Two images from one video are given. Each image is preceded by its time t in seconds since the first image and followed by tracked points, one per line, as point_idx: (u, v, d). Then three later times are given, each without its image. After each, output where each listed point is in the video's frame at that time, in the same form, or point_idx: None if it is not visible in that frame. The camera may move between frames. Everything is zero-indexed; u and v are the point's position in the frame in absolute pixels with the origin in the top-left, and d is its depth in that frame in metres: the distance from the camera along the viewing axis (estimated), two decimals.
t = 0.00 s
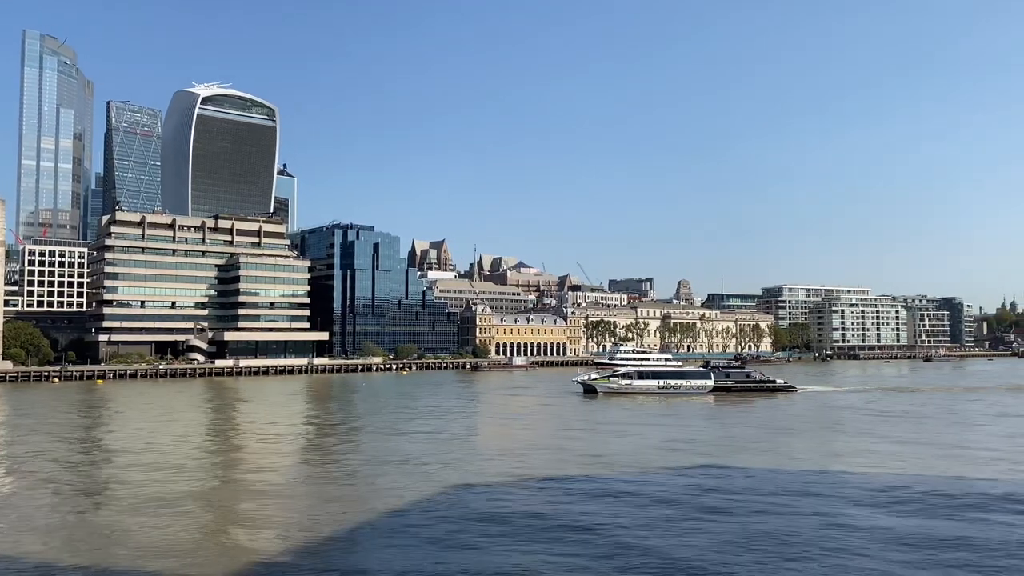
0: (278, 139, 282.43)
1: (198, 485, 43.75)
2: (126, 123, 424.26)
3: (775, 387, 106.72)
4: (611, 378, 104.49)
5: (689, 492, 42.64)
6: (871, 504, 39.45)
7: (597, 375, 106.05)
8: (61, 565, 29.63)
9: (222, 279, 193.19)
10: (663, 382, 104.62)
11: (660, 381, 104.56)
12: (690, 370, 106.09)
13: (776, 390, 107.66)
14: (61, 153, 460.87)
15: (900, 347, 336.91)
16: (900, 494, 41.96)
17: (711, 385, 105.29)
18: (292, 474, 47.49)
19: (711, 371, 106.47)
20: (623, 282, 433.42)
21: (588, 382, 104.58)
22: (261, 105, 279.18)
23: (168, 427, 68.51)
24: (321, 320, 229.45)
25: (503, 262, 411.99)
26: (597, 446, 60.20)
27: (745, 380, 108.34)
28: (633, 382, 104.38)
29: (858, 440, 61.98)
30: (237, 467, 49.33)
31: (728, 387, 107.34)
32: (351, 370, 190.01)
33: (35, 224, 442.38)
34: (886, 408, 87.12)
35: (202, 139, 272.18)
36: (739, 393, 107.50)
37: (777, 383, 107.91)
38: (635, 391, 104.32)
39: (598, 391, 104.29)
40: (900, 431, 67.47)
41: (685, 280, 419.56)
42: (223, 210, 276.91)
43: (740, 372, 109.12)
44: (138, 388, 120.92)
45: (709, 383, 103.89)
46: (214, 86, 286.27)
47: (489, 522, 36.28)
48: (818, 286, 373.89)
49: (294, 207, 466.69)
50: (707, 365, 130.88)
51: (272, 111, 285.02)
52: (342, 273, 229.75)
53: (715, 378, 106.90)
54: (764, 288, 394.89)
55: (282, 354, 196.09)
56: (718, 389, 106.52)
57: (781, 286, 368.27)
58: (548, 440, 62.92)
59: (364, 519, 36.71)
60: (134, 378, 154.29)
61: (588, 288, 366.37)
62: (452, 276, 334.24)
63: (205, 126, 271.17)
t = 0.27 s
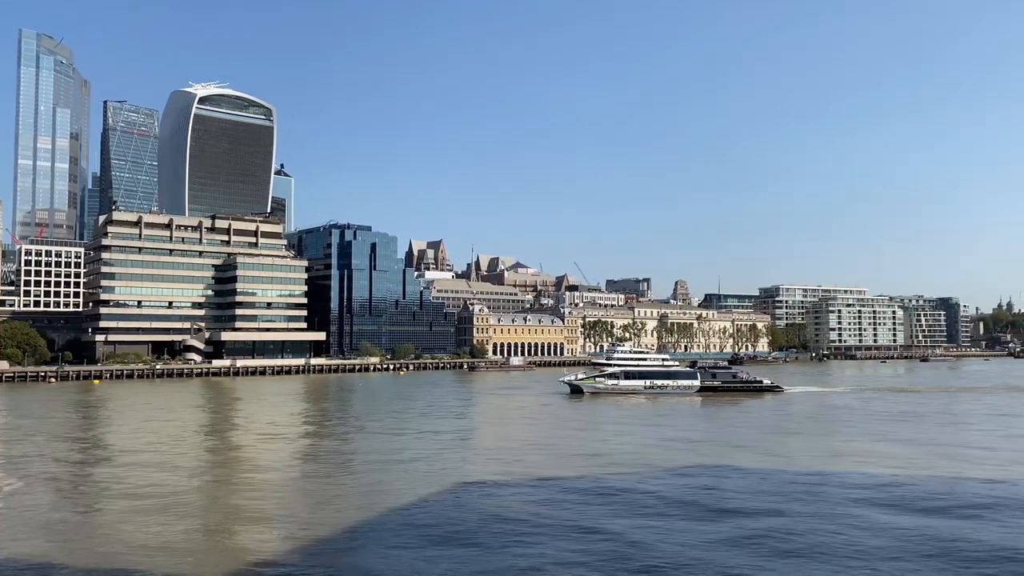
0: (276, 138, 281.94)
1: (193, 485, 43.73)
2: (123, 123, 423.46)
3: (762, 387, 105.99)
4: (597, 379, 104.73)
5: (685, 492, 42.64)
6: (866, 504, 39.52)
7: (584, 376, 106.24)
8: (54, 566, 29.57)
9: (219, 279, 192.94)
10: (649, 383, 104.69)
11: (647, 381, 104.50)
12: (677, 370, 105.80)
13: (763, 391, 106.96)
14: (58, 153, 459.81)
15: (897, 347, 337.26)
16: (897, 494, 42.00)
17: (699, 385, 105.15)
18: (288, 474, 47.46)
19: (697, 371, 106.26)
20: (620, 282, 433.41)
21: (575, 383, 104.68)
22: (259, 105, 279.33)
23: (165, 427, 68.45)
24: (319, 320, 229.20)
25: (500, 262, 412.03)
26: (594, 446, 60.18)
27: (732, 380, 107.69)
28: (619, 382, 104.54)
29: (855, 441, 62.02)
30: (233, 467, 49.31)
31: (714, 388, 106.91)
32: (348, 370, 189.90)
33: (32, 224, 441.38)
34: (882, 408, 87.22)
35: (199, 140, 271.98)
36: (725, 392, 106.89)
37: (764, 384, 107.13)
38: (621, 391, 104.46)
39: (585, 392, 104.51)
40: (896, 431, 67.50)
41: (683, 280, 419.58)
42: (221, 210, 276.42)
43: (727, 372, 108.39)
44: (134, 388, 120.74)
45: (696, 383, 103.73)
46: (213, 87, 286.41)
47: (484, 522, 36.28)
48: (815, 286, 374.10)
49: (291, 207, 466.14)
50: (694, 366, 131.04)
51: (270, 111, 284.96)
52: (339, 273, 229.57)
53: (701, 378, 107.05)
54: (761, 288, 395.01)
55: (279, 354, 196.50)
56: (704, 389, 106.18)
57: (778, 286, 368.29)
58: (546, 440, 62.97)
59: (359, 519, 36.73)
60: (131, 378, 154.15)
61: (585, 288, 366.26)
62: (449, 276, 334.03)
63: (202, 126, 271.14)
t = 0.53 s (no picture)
0: (273, 138, 282.52)
1: (192, 485, 43.74)
2: (120, 123, 422.70)
3: (752, 387, 106.51)
4: (587, 379, 104.61)
5: (686, 492, 42.65)
6: (867, 504, 39.49)
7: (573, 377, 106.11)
8: (50, 566, 29.49)
9: (218, 278, 192.81)
10: (639, 383, 104.83)
11: (636, 380, 104.34)
12: (666, 370, 105.87)
13: (753, 391, 107.48)
14: (56, 153, 459.43)
15: (895, 347, 337.83)
16: (895, 494, 42.02)
17: (688, 385, 104.88)
18: (286, 474, 47.43)
19: (687, 372, 106.02)
20: (618, 282, 433.69)
21: (565, 382, 104.39)
22: (257, 105, 279.55)
23: (163, 428, 68.45)
24: (317, 320, 229.10)
25: (499, 261, 412.43)
26: (591, 446, 60.29)
27: (722, 380, 108.46)
28: (609, 382, 104.66)
29: (853, 441, 62.04)
30: (230, 467, 49.34)
31: (704, 388, 107.46)
32: (346, 370, 189.88)
33: (29, 224, 440.56)
34: (879, 408, 87.43)
35: (197, 139, 271.82)
36: (716, 392, 107.53)
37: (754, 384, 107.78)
38: (610, 391, 104.58)
39: (575, 392, 104.19)
40: (896, 432, 67.48)
41: (681, 280, 419.76)
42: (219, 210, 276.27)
43: (717, 372, 109.36)
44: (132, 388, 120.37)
45: (686, 383, 103.56)
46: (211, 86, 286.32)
47: (483, 522, 36.31)
48: (813, 286, 374.37)
49: (289, 207, 465.95)
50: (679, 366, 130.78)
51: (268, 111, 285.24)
52: (338, 273, 229.52)
53: (691, 379, 107.02)
54: (759, 288, 395.15)
55: (277, 354, 196.62)
56: (694, 390, 106.26)
57: (776, 286, 368.45)
58: (544, 441, 62.98)
59: (357, 519, 36.71)
60: (128, 378, 154.03)
61: (583, 288, 366.42)
62: (447, 277, 334.07)
63: (201, 126, 271.06)
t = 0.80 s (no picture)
0: (270, 138, 282.97)
1: (190, 485, 43.66)
2: (118, 123, 421.25)
3: (740, 388, 106.44)
4: (574, 378, 104.70)
5: (684, 492, 42.61)
6: (864, 504, 39.49)
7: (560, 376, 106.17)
8: (48, 566, 29.43)
9: (215, 278, 192.67)
10: (626, 383, 104.92)
11: (624, 380, 104.26)
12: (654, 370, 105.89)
13: (742, 391, 107.38)
14: (53, 152, 458.81)
15: (892, 347, 338.06)
16: (892, 493, 42.03)
17: (675, 385, 104.99)
18: (283, 474, 47.39)
19: (674, 372, 106.07)
20: (616, 282, 433.72)
21: (552, 383, 104.45)
22: (255, 105, 279.49)
23: (161, 427, 68.38)
24: (315, 320, 229.03)
25: (497, 261, 412.36)
26: (588, 445, 60.31)
27: (710, 380, 108.62)
28: (597, 382, 104.78)
29: (850, 441, 62.07)
30: (228, 467, 49.28)
31: (692, 388, 107.61)
32: (344, 370, 189.81)
33: (27, 224, 440.01)
34: (876, 408, 87.55)
35: (196, 139, 271.51)
36: (703, 392, 107.58)
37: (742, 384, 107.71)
38: (598, 391, 104.78)
39: (562, 392, 104.40)
40: (894, 431, 67.52)
41: (679, 280, 419.69)
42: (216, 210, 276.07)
43: (705, 372, 109.54)
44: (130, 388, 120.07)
45: (672, 382, 103.61)
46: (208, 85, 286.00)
47: (482, 522, 36.28)
48: (811, 286, 374.43)
49: (287, 207, 465.78)
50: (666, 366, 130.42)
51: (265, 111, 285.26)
52: (336, 273, 229.33)
53: (678, 378, 107.21)
54: (757, 288, 395.14)
55: (276, 354, 196.26)
56: (681, 390, 106.39)
57: (774, 286, 368.46)
58: (541, 440, 62.91)
59: (355, 519, 36.70)
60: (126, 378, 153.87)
61: (581, 288, 366.36)
62: (445, 277, 333.95)
63: (199, 126, 270.79)
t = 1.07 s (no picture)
0: (270, 138, 282.70)
1: (188, 485, 43.69)
2: (117, 123, 419.76)
3: (730, 388, 106.65)
4: (564, 378, 104.58)
5: (682, 492, 42.63)
6: (862, 504, 39.55)
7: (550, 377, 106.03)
8: (47, 566, 29.45)
9: (214, 278, 192.71)
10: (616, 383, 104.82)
11: (615, 381, 103.73)
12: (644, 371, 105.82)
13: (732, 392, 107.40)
14: (52, 152, 458.45)
15: (891, 347, 338.32)
16: (890, 493, 42.05)
17: (666, 385, 104.91)
18: (282, 474, 47.42)
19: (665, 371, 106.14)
20: (615, 282, 433.85)
21: (542, 383, 104.42)
22: (253, 104, 279.26)
23: (159, 427, 68.38)
24: (314, 320, 229.06)
25: (495, 261, 412.47)
26: (586, 446, 60.31)
27: (700, 380, 108.71)
28: (586, 382, 104.67)
29: (849, 441, 62.11)
30: (226, 467, 49.30)
31: (682, 388, 107.40)
32: (343, 370, 189.83)
33: (25, 224, 439.72)
34: (874, 408, 87.68)
35: (194, 139, 271.40)
36: (694, 393, 107.66)
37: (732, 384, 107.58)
38: (588, 391, 104.79)
39: (551, 392, 104.38)
40: (892, 431, 67.56)
41: (678, 281, 419.81)
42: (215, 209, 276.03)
43: (695, 372, 109.55)
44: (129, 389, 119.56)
45: (662, 382, 103.47)
46: (207, 85, 285.84)
47: (481, 522, 36.29)
48: (809, 286, 374.58)
49: (287, 207, 465.87)
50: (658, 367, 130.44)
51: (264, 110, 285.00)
52: (334, 273, 229.18)
53: (668, 379, 107.15)
54: (756, 288, 395.34)
55: (275, 354, 196.12)
56: (671, 390, 106.37)
57: (773, 287, 368.49)
58: (540, 440, 63.05)
59: (354, 519, 36.70)
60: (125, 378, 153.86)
61: (579, 288, 366.48)
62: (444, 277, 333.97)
63: (197, 126, 270.66)
